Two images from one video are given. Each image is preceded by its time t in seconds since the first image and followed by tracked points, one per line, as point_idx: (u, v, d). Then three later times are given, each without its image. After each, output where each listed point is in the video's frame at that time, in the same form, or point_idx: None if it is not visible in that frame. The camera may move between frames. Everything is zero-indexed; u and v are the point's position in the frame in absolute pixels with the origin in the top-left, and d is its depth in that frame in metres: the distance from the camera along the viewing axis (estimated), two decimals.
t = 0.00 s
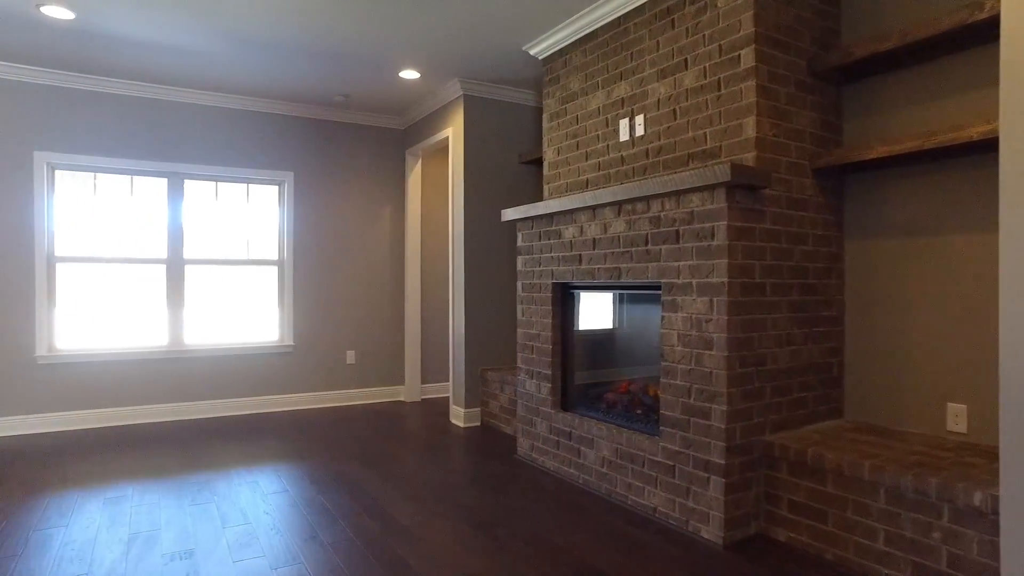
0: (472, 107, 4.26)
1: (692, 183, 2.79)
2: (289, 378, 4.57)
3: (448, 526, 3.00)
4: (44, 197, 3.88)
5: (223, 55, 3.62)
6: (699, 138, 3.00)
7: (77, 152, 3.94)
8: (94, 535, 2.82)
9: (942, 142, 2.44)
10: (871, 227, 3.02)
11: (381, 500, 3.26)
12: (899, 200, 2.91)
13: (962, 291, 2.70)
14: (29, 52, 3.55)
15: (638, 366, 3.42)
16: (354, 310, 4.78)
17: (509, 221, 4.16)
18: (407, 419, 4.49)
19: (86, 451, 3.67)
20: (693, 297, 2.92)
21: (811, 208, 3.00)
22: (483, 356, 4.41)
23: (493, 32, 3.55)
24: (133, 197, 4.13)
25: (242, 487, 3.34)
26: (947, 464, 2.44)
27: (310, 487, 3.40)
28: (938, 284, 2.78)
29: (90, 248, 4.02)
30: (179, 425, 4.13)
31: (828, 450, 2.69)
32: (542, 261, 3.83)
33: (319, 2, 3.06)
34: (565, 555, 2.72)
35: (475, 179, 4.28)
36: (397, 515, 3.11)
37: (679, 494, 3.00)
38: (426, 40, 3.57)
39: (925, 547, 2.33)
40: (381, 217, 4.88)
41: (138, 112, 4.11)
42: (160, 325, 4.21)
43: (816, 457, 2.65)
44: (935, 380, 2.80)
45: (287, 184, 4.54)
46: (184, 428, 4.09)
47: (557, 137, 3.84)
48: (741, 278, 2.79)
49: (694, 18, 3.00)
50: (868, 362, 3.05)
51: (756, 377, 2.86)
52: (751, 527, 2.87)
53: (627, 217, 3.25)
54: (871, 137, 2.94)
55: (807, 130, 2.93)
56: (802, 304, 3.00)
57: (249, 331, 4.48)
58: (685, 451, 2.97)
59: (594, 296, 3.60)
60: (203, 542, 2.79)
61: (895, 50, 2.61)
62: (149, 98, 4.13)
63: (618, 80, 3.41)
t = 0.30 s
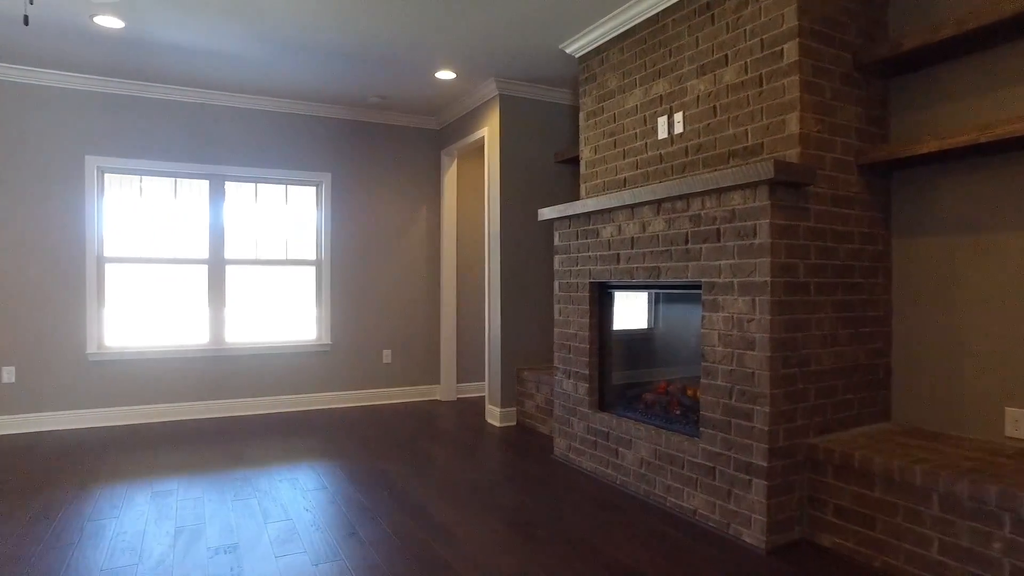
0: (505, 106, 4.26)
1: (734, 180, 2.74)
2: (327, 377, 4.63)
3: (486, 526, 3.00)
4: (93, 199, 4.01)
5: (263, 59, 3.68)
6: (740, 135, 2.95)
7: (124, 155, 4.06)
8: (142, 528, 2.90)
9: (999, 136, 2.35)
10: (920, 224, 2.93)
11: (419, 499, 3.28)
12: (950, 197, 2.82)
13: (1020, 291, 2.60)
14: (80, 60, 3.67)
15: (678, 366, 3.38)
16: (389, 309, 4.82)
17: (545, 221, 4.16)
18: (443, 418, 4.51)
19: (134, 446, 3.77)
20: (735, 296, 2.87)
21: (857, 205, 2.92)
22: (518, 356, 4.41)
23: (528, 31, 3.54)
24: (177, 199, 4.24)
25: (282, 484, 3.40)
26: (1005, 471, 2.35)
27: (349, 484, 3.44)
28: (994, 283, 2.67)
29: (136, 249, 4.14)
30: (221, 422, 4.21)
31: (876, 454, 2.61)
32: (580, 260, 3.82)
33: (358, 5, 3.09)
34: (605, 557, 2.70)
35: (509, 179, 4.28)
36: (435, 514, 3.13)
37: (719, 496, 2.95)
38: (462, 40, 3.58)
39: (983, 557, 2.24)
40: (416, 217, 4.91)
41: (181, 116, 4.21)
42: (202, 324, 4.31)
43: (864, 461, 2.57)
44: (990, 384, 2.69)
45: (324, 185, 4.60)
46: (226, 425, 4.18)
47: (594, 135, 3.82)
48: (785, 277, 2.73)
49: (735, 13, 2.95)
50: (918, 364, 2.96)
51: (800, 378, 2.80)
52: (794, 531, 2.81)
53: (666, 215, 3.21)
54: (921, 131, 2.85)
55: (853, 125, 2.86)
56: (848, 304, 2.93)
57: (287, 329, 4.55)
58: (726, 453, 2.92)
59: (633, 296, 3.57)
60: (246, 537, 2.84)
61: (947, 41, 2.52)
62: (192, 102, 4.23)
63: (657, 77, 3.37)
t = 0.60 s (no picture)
0: (542, 105, 4.24)
1: (780, 177, 2.68)
2: (366, 376, 4.69)
3: (525, 526, 2.99)
4: (143, 202, 4.13)
5: (305, 62, 3.74)
6: (786, 131, 2.87)
7: (172, 158, 4.17)
8: (192, 521, 2.97)
9: None
10: (977, 221, 2.82)
11: (459, 498, 3.29)
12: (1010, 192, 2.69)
13: None
14: (131, 67, 3.79)
15: (721, 367, 3.33)
16: (427, 308, 4.85)
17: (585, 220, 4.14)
18: (480, 418, 4.52)
19: (182, 442, 3.87)
20: (781, 296, 2.80)
21: (910, 201, 2.83)
22: (556, 356, 4.39)
23: (566, 29, 3.52)
24: (222, 201, 4.34)
25: (325, 481, 3.44)
26: None
27: (391, 482, 3.46)
28: None
29: (183, 249, 4.25)
30: (265, 419, 4.30)
31: (931, 459, 2.52)
32: (620, 260, 3.79)
33: (398, 6, 3.11)
34: (647, 560, 2.66)
35: (546, 178, 4.26)
36: (474, 513, 3.13)
37: (765, 500, 2.88)
38: (499, 40, 3.57)
39: None
40: (453, 217, 4.93)
41: (226, 119, 4.31)
42: (246, 322, 4.40)
43: (918, 466, 2.48)
44: None
45: (364, 185, 4.66)
46: (270, 422, 4.26)
47: (634, 133, 3.79)
48: (834, 276, 2.65)
49: (781, 6, 2.87)
50: (975, 366, 2.84)
51: (850, 381, 2.71)
52: (844, 538, 2.73)
53: (710, 214, 3.16)
54: (979, 124, 2.74)
55: (906, 118, 2.76)
56: (900, 303, 2.83)
57: (328, 328, 4.62)
58: (772, 456, 2.85)
59: (676, 296, 3.53)
60: (291, 533, 2.89)
61: (1007, 29, 2.41)
62: (237, 106, 4.33)
63: (699, 73, 3.32)
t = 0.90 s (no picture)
0: (576, 104, 4.22)
1: (825, 175, 2.61)
2: (403, 375, 4.73)
3: (562, 527, 2.98)
4: (187, 204, 4.24)
5: (343, 64, 3.79)
6: (830, 127, 2.79)
7: (215, 162, 4.28)
8: (235, 517, 3.04)
9: None
10: None
11: (496, 499, 3.29)
12: None
13: None
14: (176, 73, 3.90)
15: (761, 368, 3.30)
16: (462, 309, 4.87)
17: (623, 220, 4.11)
18: (516, 418, 4.52)
19: (225, 439, 3.96)
20: (826, 296, 2.73)
21: (964, 197, 2.73)
22: (591, 356, 4.37)
23: (601, 28, 3.50)
24: (263, 203, 4.43)
25: (363, 480, 3.48)
26: None
27: (428, 481, 3.49)
28: None
29: (225, 250, 4.35)
30: (304, 417, 4.37)
31: (987, 466, 2.42)
32: (659, 260, 3.75)
33: (436, 8, 3.13)
34: (688, 564, 2.62)
35: (580, 177, 4.23)
36: (511, 514, 3.12)
37: (808, 505, 2.81)
38: (534, 39, 3.57)
39: None
40: (487, 217, 4.94)
41: (267, 123, 4.40)
42: (286, 322, 4.48)
43: (974, 474, 2.38)
44: None
45: (400, 186, 4.71)
46: (309, 420, 4.33)
47: (673, 132, 3.76)
48: (882, 275, 2.57)
49: None
50: None
51: (899, 384, 2.63)
52: (893, 546, 2.64)
53: (751, 213, 3.10)
54: None
55: (959, 112, 2.67)
56: (952, 304, 2.74)
57: (365, 328, 4.68)
58: (816, 460, 2.77)
59: (716, 297, 3.48)
60: (331, 531, 2.92)
61: None
62: (253, 107, 4.37)
63: (740, 70, 3.26)
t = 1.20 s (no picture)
0: (607, 102, 4.19)
1: (865, 171, 2.54)
2: (434, 375, 4.75)
3: (595, 528, 2.95)
4: (223, 206, 4.33)
5: (374, 65, 3.82)
6: (871, 122, 2.72)
7: (250, 164, 4.35)
8: (270, 514, 3.08)
9: None
10: None
11: (527, 499, 3.28)
12: None
13: None
14: (211, 77, 3.98)
15: (799, 369, 3.22)
16: (491, 309, 4.87)
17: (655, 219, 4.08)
18: (546, 418, 4.51)
19: (260, 436, 4.02)
20: (866, 295, 2.66)
21: (1013, 193, 2.63)
22: (622, 357, 4.33)
23: (633, 24, 3.46)
24: (297, 204, 4.49)
25: (395, 478, 3.51)
26: None
27: (459, 481, 3.50)
28: None
29: (260, 251, 4.42)
30: (337, 416, 4.42)
31: None
32: (692, 259, 3.71)
33: (469, 7, 3.14)
34: (724, 567, 2.57)
35: (610, 176, 4.20)
36: (543, 514, 3.11)
37: (848, 510, 2.74)
38: (564, 37, 3.55)
39: None
40: (517, 217, 4.93)
41: (300, 125, 4.46)
42: (318, 321, 4.54)
43: None
44: None
45: (431, 186, 4.74)
46: (341, 419, 4.38)
47: (707, 130, 3.71)
48: (926, 274, 2.49)
49: None
50: None
51: (945, 386, 2.54)
52: (938, 554, 2.56)
53: (788, 210, 3.04)
54: None
55: (1008, 105, 2.57)
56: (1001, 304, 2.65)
57: (397, 327, 4.72)
58: (856, 464, 2.70)
59: (752, 296, 3.43)
60: (364, 529, 2.95)
61: None
62: (259, 107, 4.39)
63: (775, 66, 3.20)
